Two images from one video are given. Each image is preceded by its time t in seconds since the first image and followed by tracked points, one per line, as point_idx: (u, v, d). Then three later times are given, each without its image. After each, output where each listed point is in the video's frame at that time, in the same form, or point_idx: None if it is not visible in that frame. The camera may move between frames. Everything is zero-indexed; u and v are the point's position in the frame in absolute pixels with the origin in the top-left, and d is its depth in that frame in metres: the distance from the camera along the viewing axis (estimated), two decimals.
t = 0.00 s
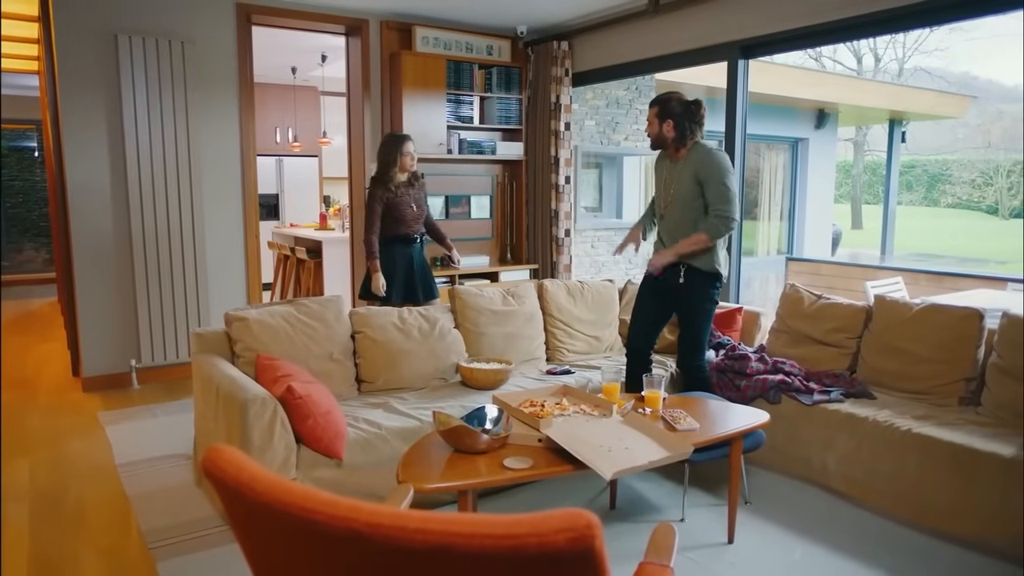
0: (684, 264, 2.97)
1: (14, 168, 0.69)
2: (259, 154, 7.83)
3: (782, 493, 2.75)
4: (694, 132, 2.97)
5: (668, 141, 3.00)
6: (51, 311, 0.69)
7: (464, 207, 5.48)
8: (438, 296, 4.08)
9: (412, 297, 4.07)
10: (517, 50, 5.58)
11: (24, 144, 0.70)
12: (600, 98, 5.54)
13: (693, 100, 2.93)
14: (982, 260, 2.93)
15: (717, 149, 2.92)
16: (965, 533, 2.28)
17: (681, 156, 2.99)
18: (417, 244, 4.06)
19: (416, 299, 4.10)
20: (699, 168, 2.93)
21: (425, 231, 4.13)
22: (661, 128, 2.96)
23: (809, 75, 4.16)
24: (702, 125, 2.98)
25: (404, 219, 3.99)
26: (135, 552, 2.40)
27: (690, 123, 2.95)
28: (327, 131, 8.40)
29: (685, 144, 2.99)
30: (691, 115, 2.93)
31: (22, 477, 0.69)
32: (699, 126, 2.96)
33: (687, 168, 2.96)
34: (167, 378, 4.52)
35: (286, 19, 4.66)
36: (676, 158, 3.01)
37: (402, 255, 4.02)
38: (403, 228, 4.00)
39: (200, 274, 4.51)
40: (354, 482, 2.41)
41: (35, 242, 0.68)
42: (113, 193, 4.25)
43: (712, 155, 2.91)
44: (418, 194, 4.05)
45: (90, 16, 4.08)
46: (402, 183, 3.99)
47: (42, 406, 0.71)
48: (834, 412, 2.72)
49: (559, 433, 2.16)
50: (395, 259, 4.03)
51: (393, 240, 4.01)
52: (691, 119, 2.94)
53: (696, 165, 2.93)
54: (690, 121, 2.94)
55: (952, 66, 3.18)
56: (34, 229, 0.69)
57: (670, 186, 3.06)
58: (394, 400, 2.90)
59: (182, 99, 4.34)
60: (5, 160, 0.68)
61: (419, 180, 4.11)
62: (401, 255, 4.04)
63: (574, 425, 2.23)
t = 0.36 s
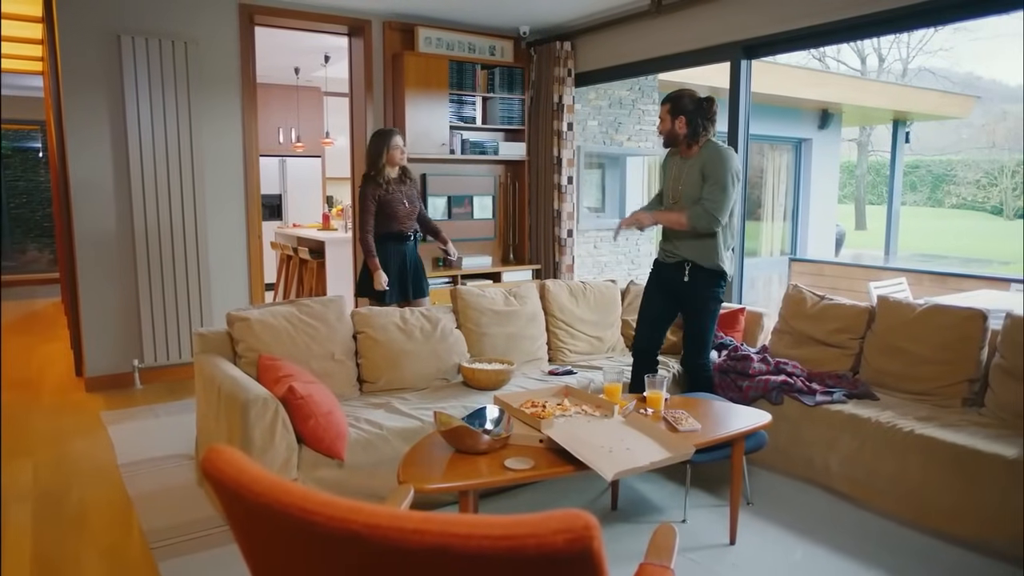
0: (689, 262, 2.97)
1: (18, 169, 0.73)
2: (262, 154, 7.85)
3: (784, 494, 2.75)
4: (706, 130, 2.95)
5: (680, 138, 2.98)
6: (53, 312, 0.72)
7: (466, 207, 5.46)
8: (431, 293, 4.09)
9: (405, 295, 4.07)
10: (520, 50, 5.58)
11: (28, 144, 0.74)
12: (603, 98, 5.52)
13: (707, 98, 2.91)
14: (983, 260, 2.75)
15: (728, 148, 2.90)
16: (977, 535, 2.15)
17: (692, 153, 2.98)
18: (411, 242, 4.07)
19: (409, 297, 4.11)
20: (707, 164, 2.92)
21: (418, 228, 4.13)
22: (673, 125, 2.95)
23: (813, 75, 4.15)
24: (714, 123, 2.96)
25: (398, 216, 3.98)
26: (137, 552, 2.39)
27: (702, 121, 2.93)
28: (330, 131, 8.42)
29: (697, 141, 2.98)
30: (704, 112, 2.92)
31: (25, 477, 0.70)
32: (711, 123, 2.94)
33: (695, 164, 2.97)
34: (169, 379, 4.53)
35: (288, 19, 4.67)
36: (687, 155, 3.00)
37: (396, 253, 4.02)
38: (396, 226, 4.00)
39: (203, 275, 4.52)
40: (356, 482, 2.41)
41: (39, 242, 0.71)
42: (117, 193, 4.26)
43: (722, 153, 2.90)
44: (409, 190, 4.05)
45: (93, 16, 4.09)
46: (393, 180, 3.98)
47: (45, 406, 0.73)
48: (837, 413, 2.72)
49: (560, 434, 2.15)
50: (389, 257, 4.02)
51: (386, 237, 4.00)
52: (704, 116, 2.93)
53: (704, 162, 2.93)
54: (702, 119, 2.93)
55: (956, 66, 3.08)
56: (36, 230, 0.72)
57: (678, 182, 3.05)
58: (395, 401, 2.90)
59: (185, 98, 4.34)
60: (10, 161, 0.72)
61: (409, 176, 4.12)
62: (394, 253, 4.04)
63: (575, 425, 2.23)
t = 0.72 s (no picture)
0: (688, 266, 2.97)
1: (22, 172, 0.73)
2: (264, 157, 7.86)
3: (786, 497, 2.73)
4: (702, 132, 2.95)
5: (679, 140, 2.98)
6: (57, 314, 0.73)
7: (468, 210, 5.47)
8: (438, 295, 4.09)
9: (416, 297, 4.07)
10: (522, 52, 5.59)
11: (32, 148, 0.75)
12: (605, 101, 5.57)
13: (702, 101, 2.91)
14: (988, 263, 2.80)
15: (723, 150, 2.90)
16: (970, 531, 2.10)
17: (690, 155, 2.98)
18: (420, 243, 4.09)
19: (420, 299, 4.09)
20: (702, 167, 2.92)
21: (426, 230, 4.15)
22: (670, 127, 2.95)
23: (815, 77, 4.15)
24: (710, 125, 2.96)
25: (408, 218, 4.02)
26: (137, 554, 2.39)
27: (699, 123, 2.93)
28: (332, 134, 8.42)
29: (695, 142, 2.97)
30: (700, 115, 2.91)
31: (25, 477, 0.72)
32: (709, 125, 2.94)
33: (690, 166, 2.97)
34: (171, 381, 4.53)
35: (289, 22, 4.67)
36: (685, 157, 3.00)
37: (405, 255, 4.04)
38: (406, 228, 4.02)
39: (205, 277, 4.53)
40: (355, 485, 2.41)
41: (42, 245, 0.73)
42: (119, 195, 4.27)
43: (718, 156, 2.89)
44: (418, 192, 4.08)
45: (95, 19, 4.10)
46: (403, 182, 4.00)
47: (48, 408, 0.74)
48: (838, 416, 2.70)
49: (560, 437, 2.15)
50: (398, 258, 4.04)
51: (396, 239, 4.03)
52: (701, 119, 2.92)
53: (699, 164, 2.93)
54: (699, 120, 2.92)
55: (960, 68, 3.09)
56: (40, 233, 0.74)
57: (676, 184, 3.05)
58: (396, 403, 2.89)
59: (187, 100, 4.35)
60: (15, 163, 0.73)
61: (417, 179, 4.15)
62: (404, 255, 4.06)
63: (576, 428, 2.22)
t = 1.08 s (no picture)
0: (671, 276, 2.95)
1: (29, 173, 0.72)
2: (269, 158, 7.88)
3: (789, 500, 2.72)
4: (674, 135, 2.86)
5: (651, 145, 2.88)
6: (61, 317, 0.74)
7: (472, 211, 5.54)
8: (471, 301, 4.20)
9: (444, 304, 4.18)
10: (526, 54, 5.57)
11: (39, 149, 0.73)
12: (609, 102, 5.52)
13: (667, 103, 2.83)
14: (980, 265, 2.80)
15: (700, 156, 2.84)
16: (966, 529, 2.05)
17: (661, 161, 2.87)
18: (450, 251, 4.21)
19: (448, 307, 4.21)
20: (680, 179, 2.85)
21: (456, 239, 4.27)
22: (640, 132, 2.85)
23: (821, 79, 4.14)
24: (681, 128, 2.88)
25: (437, 226, 4.12)
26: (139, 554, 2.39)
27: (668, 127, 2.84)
28: (337, 135, 8.43)
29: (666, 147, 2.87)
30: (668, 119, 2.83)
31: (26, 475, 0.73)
32: (680, 128, 2.85)
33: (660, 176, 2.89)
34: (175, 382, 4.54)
35: (293, 23, 4.67)
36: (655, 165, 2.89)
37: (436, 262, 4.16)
38: (436, 236, 4.14)
39: (209, 278, 4.54)
40: (357, 487, 2.40)
41: (48, 245, 0.72)
42: (124, 196, 4.28)
43: (697, 164, 2.83)
44: (447, 202, 4.18)
45: (101, 21, 4.12)
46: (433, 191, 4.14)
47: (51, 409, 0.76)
48: (841, 418, 2.69)
49: (562, 439, 2.14)
50: (427, 265, 4.17)
51: (426, 247, 4.14)
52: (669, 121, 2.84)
53: (676, 173, 2.85)
54: (669, 124, 2.83)
55: (965, 68, 3.05)
56: (46, 234, 0.73)
57: (649, 191, 2.94)
58: (398, 404, 2.89)
59: (192, 102, 4.36)
60: (21, 164, 0.71)
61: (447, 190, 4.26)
62: (434, 262, 4.18)
63: (578, 430, 2.22)
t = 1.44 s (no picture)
0: (614, 279, 2.76)
1: (39, 174, 0.74)
2: (275, 159, 7.91)
3: (794, 502, 2.71)
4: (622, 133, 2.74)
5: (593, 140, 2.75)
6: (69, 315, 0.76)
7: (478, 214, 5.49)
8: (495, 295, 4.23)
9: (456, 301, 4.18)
10: (532, 55, 5.57)
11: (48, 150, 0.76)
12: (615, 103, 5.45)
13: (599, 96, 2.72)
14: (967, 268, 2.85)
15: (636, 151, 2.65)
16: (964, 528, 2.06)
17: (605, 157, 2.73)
18: (467, 249, 4.21)
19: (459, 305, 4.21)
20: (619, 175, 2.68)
21: (476, 236, 4.27)
22: (585, 129, 2.73)
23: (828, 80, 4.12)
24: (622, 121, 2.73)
25: (455, 223, 4.12)
26: (144, 554, 2.40)
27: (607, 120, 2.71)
28: (343, 136, 8.45)
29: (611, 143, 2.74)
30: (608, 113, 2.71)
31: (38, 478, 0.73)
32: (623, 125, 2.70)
33: (604, 173, 2.74)
34: (181, 382, 4.56)
35: (299, 25, 4.69)
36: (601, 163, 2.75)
37: (453, 260, 4.18)
38: (453, 233, 4.14)
39: (214, 278, 4.55)
40: (361, 488, 2.40)
41: (56, 245, 0.74)
42: (130, 197, 4.30)
43: (636, 157, 2.64)
44: (469, 200, 4.18)
45: (108, 23, 4.15)
46: (456, 187, 4.12)
47: (61, 407, 0.78)
48: (847, 420, 2.68)
49: (565, 440, 2.14)
50: (442, 263, 4.19)
51: (442, 243, 4.15)
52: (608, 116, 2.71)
53: (614, 171, 2.68)
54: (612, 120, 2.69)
55: (974, 70, 3.10)
56: (55, 234, 0.75)
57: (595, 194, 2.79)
58: (402, 405, 2.89)
59: (198, 104, 4.38)
60: (31, 165, 0.73)
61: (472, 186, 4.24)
62: (450, 257, 4.18)
63: (581, 432, 2.21)
